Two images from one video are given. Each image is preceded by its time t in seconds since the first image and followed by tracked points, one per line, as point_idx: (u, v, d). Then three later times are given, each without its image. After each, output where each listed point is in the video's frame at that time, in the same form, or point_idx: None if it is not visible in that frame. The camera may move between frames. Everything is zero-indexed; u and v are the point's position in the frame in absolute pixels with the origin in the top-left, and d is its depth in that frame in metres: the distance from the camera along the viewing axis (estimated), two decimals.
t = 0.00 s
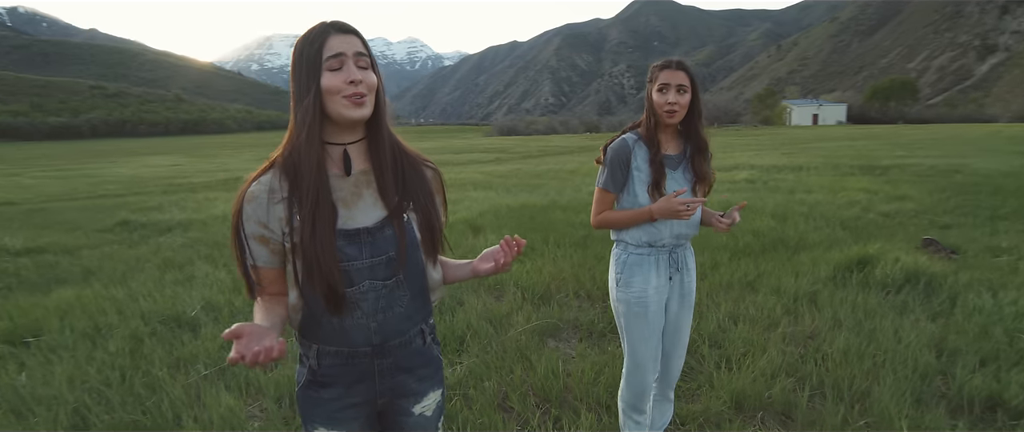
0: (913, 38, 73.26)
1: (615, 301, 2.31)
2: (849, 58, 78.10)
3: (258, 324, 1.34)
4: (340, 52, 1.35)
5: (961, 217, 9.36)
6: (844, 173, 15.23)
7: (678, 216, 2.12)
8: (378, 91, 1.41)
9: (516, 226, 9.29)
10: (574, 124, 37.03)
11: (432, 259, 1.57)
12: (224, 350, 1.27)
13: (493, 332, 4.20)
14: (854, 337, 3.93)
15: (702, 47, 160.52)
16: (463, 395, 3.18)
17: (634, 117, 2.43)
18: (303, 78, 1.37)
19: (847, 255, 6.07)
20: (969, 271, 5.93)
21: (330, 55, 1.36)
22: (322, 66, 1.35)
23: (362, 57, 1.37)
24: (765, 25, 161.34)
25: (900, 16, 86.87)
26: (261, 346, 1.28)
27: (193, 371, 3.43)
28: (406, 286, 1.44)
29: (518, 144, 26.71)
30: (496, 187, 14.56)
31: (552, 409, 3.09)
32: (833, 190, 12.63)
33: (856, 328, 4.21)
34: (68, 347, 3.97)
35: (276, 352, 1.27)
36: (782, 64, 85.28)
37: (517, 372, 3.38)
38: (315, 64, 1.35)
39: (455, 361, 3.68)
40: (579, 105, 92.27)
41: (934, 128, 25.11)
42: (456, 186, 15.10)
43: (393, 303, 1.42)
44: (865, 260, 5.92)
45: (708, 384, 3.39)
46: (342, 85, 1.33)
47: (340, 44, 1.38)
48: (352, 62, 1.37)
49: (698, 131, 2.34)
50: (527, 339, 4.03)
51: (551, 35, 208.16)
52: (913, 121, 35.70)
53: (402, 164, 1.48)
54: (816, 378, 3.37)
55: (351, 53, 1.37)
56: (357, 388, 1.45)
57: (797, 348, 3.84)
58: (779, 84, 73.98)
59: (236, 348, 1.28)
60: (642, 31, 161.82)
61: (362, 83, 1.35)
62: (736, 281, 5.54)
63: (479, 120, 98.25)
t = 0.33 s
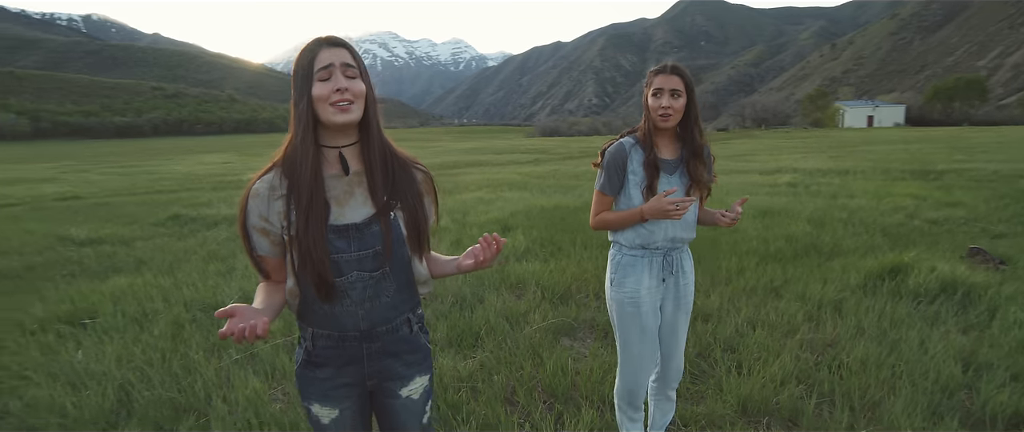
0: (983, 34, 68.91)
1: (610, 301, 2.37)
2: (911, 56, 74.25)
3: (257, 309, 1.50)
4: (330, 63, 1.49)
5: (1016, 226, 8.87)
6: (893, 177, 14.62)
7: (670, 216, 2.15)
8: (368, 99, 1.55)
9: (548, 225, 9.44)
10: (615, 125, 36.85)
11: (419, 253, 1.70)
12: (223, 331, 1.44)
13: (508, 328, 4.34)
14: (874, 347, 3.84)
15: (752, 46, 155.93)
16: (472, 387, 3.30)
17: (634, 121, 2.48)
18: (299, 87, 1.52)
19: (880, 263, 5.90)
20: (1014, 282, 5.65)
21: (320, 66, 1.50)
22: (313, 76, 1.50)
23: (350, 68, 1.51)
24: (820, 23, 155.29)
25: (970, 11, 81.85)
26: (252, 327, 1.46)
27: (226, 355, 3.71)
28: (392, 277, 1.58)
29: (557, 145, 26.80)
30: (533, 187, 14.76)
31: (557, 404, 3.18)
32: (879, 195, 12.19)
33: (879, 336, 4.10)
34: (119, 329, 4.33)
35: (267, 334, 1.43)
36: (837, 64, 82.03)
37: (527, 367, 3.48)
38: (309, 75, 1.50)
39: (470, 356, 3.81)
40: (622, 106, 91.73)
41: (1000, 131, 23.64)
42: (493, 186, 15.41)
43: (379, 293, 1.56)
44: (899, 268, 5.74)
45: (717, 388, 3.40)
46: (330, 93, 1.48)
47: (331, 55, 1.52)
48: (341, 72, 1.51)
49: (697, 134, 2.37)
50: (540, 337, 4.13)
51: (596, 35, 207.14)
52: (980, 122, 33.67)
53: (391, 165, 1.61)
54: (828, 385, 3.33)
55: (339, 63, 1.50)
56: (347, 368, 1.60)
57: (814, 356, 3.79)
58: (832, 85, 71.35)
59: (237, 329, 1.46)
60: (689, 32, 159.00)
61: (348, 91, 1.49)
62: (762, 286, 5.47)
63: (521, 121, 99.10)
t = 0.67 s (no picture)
0: None
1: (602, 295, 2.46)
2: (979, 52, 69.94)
3: (263, 302, 1.68)
4: (319, 70, 1.66)
5: None
6: (945, 179, 13.96)
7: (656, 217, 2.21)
8: (356, 103, 1.71)
9: (577, 223, 9.55)
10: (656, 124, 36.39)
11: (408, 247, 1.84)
12: (245, 322, 1.64)
13: (522, 323, 4.46)
14: (891, 353, 3.76)
15: (804, 42, 150.10)
16: (479, 376, 3.45)
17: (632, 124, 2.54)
18: (295, 94, 1.69)
19: (912, 269, 5.71)
20: None
21: (312, 73, 1.66)
22: (305, 83, 1.66)
23: (337, 74, 1.66)
24: (878, 17, 148.08)
25: None
26: (263, 311, 1.65)
27: (254, 339, 3.98)
28: (379, 267, 1.73)
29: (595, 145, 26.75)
30: (566, 185, 14.91)
31: (561, 397, 3.27)
32: (926, 198, 11.68)
33: (900, 342, 4.01)
34: (162, 313, 4.68)
35: (273, 326, 1.60)
36: (895, 61, 78.18)
37: (534, 360, 3.60)
38: (301, 82, 1.67)
39: (479, 348, 3.97)
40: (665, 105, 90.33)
41: None
42: (528, 184, 15.64)
43: (368, 281, 1.71)
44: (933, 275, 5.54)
45: (722, 388, 3.42)
46: (320, 98, 1.64)
47: (321, 63, 1.68)
48: (329, 78, 1.67)
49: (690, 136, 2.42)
50: (552, 332, 4.23)
51: (639, 32, 204.04)
52: None
53: (381, 164, 1.76)
54: (834, 389, 3.31)
55: (328, 70, 1.66)
56: (339, 349, 1.76)
57: (825, 359, 3.75)
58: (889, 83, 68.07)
59: (248, 322, 1.64)
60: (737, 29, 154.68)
61: (336, 95, 1.65)
62: (784, 288, 5.40)
63: (562, 120, 98.98)
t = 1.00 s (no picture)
0: None
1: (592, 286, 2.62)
2: None
3: (281, 298, 1.88)
4: (317, 77, 1.84)
5: None
6: (1000, 178, 13.24)
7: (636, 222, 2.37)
8: (351, 104, 1.88)
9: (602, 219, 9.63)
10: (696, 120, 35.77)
11: (401, 237, 2.02)
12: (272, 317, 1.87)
13: (534, 315, 4.60)
14: (905, 354, 3.70)
15: (860, 33, 143.41)
16: (486, 363, 3.62)
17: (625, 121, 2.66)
18: (297, 97, 1.88)
19: (942, 271, 5.53)
20: None
21: (310, 79, 1.84)
22: (305, 87, 1.84)
23: (334, 79, 1.84)
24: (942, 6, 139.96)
25: None
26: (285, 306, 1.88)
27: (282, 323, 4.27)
28: (371, 254, 1.91)
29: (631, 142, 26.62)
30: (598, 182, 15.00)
31: (561, 385, 3.38)
32: (975, 197, 11.15)
33: (916, 344, 3.92)
34: (201, 297, 5.05)
35: (299, 326, 1.82)
36: (959, 51, 73.80)
37: (539, 349, 3.74)
38: (302, 87, 1.85)
39: (490, 337, 4.14)
40: (709, 101, 88.50)
41: None
42: (560, 181, 15.80)
43: (360, 267, 1.89)
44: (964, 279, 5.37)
45: (724, 383, 3.45)
46: (318, 101, 1.82)
47: (319, 69, 1.86)
48: (327, 83, 1.84)
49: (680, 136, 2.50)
50: (563, 324, 4.36)
51: (684, 26, 199.82)
52: None
53: (374, 161, 1.92)
54: (839, 389, 3.28)
55: (326, 76, 1.85)
56: (335, 328, 1.95)
57: (835, 359, 3.71)
58: (952, 75, 64.39)
59: (273, 320, 1.86)
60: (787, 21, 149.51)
61: (333, 99, 1.83)
62: (805, 287, 5.34)
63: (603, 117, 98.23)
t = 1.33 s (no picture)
0: None
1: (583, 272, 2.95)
2: None
3: (290, 281, 2.12)
4: (319, 80, 2.08)
5: None
6: None
7: (616, 214, 2.54)
8: (351, 103, 2.11)
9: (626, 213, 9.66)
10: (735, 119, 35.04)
11: (400, 225, 2.23)
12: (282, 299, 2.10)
13: (547, 305, 4.78)
14: (911, 351, 3.67)
15: (917, 24, 136.54)
16: (494, 346, 3.83)
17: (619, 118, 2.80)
18: (304, 99, 2.13)
19: (970, 273, 5.37)
20: None
21: (314, 83, 2.09)
22: (310, 91, 2.09)
23: (334, 83, 2.08)
24: None
25: None
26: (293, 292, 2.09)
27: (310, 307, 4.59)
28: (370, 239, 2.12)
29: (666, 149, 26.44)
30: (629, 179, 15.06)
31: (563, 371, 3.53)
32: None
33: (926, 342, 3.88)
34: (239, 282, 5.45)
35: (303, 309, 2.04)
36: None
37: (545, 336, 3.91)
38: (307, 90, 2.10)
39: (502, 323, 4.36)
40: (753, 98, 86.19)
41: None
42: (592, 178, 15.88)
43: (361, 250, 2.10)
44: (992, 281, 5.20)
45: (724, 374, 3.53)
46: (320, 103, 2.06)
47: (322, 75, 2.10)
48: (327, 86, 2.08)
49: (666, 132, 2.62)
50: (574, 314, 4.51)
51: (727, 20, 194.72)
52: None
53: (373, 155, 2.14)
54: (836, 383, 3.29)
55: (326, 80, 2.09)
56: (339, 306, 2.17)
57: (839, 354, 3.72)
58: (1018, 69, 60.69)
59: (283, 302, 2.09)
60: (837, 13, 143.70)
61: (332, 100, 2.06)
62: (822, 285, 5.30)
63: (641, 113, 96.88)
